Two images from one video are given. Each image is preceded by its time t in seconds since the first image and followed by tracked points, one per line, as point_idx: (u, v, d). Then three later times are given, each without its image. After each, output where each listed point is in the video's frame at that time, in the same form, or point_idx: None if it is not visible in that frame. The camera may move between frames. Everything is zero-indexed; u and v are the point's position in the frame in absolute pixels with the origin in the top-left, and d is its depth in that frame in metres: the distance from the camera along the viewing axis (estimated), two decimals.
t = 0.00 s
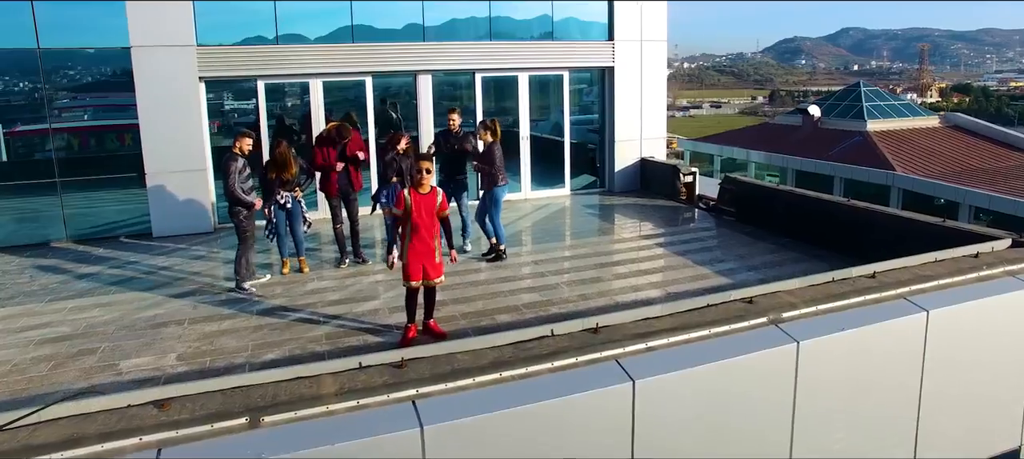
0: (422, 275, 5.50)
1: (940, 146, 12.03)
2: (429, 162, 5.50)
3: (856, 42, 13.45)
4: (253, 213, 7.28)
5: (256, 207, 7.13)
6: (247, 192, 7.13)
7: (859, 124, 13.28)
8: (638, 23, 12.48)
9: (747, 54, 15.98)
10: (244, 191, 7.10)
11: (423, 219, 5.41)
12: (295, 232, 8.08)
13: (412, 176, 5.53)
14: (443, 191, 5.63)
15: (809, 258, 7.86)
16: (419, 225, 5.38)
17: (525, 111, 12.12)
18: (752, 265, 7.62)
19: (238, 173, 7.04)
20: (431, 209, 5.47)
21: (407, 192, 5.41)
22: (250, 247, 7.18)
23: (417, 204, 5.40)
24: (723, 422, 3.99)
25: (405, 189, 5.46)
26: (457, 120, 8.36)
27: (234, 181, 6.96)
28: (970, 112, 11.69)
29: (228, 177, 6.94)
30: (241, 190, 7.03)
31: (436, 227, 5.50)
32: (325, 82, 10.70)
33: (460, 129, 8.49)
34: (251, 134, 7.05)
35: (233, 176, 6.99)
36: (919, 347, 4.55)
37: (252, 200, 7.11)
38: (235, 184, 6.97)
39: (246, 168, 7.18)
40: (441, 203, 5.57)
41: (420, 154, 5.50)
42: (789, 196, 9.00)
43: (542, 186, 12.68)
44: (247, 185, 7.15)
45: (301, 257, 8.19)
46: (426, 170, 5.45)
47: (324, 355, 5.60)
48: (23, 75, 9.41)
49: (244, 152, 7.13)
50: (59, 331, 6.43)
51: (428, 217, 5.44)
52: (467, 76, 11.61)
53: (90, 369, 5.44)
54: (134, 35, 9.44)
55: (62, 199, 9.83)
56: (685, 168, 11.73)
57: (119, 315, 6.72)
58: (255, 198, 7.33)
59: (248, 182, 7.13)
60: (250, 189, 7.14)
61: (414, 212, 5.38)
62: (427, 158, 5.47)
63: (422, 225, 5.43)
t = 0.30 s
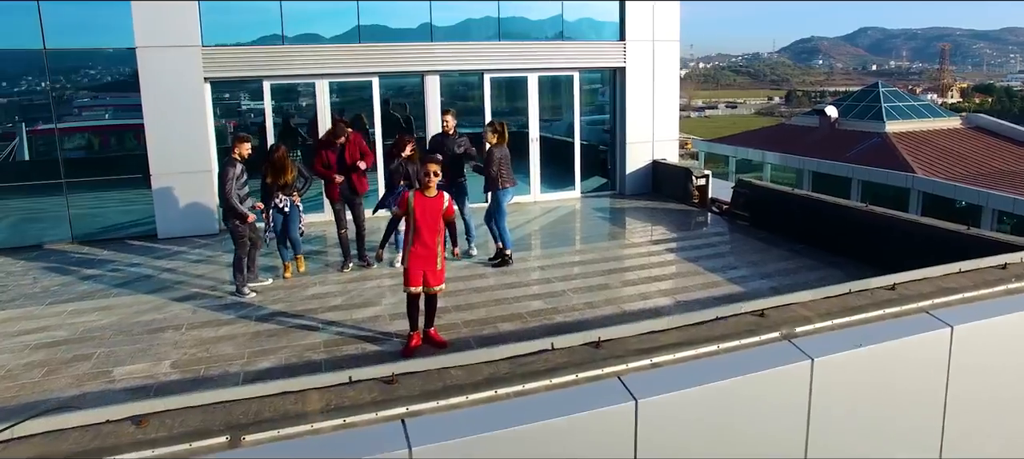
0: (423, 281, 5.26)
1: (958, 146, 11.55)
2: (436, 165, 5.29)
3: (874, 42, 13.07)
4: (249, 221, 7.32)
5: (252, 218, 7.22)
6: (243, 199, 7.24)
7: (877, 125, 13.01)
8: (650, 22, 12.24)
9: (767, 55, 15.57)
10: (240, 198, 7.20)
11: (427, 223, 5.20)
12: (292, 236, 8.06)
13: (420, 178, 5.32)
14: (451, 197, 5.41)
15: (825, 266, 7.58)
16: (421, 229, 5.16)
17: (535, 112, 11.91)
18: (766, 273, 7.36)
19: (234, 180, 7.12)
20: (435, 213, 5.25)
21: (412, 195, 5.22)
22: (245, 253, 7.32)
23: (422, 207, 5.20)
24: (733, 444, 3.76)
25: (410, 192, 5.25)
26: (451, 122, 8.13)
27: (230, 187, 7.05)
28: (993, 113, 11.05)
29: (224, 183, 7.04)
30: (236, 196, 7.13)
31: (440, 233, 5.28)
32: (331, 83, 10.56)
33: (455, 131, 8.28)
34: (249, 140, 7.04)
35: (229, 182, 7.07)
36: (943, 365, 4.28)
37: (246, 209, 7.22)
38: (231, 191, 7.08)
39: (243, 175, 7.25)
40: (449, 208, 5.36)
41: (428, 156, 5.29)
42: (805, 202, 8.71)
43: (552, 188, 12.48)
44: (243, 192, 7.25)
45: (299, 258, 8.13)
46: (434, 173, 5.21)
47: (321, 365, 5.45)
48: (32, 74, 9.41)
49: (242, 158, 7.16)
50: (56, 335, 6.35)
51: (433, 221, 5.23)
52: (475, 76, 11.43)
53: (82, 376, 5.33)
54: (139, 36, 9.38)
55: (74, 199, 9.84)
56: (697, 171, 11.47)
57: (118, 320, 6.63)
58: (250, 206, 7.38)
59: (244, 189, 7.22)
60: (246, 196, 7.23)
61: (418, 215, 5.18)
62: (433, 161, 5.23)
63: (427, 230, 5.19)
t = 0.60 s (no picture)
0: (418, 293, 4.95)
1: (985, 148, 10.96)
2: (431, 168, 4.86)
3: (898, 42, 12.56)
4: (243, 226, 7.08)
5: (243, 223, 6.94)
6: (235, 203, 7.02)
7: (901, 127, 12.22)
8: (665, 21, 11.84)
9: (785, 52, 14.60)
10: (232, 202, 6.98)
11: (421, 231, 4.87)
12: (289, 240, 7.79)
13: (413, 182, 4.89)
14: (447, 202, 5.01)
15: (847, 277, 7.16)
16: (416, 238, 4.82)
17: (545, 112, 11.56)
18: (783, 284, 6.95)
19: (226, 184, 6.89)
20: (430, 221, 4.90)
21: (406, 202, 4.83)
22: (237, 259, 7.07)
23: (416, 214, 4.85)
24: None
25: (404, 197, 4.87)
26: (448, 123, 7.85)
27: (220, 191, 6.83)
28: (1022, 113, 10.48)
29: (214, 186, 6.82)
30: (228, 201, 6.90)
31: (436, 241, 4.93)
32: (335, 83, 10.31)
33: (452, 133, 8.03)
34: (236, 142, 6.88)
35: (221, 186, 6.85)
36: (981, 394, 3.87)
37: (239, 215, 6.96)
38: (222, 195, 6.86)
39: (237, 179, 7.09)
40: (445, 215, 4.97)
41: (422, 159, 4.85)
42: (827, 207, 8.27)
43: (562, 192, 12.14)
44: (236, 196, 7.02)
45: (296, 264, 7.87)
46: (428, 178, 4.78)
47: (309, 380, 5.18)
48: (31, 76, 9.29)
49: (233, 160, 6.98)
50: (42, 343, 6.16)
51: (428, 229, 4.89)
52: (484, 76, 11.12)
53: (61, 388, 5.12)
54: (140, 36, 9.20)
55: (84, 200, 9.73)
56: (713, 175, 11.05)
57: (107, 327, 6.43)
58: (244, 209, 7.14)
59: (237, 193, 6.99)
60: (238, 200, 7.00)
61: (412, 223, 4.84)
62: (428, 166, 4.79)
63: (421, 239, 4.87)
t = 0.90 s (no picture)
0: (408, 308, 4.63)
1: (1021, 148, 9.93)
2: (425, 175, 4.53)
3: (928, 41, 11.49)
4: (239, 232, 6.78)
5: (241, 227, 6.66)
6: (234, 207, 6.68)
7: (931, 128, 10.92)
8: (683, 19, 11.41)
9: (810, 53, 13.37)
10: (229, 207, 6.65)
11: (412, 242, 4.55)
12: (293, 245, 7.40)
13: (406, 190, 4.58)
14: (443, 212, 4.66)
15: (877, 290, 6.67)
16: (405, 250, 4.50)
17: (559, 113, 11.18)
18: (808, 298, 6.49)
19: (222, 189, 6.55)
20: (423, 233, 4.58)
21: (397, 211, 4.53)
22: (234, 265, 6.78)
23: (407, 225, 4.53)
24: None
25: (396, 207, 4.56)
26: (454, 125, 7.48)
27: (217, 196, 6.49)
28: None
29: (211, 191, 6.47)
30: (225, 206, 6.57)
31: (428, 253, 4.59)
32: (341, 82, 10.03)
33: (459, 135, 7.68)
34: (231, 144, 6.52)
35: (217, 190, 6.51)
36: None
37: (237, 219, 6.66)
38: (219, 200, 6.52)
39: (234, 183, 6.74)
40: (439, 225, 4.62)
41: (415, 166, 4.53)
42: (852, 214, 7.78)
43: (576, 195, 11.74)
44: (233, 200, 6.69)
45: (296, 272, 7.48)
46: (421, 186, 4.46)
47: (295, 399, 4.88)
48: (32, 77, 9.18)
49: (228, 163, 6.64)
50: (29, 351, 5.95)
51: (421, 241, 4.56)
52: (495, 76, 10.79)
53: (38, 403, 4.88)
54: (142, 35, 9.02)
55: (98, 199, 9.60)
56: (733, 178, 10.56)
57: (96, 335, 6.21)
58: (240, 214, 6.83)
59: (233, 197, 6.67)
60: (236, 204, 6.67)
61: (403, 234, 4.53)
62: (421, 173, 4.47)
63: (413, 252, 4.56)
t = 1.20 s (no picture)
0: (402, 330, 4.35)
1: None
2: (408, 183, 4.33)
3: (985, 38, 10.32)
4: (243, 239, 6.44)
5: (241, 238, 6.28)
6: (238, 212, 6.41)
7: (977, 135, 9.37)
8: (719, 16, 10.80)
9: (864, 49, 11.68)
10: (233, 212, 6.36)
11: (401, 258, 4.31)
12: (306, 255, 6.94)
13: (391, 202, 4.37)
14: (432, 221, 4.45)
15: (931, 314, 6.00)
16: (394, 266, 4.26)
17: (585, 115, 10.70)
18: (852, 321, 5.87)
19: (227, 192, 6.25)
20: (412, 246, 4.34)
21: (382, 223, 4.32)
22: (245, 271, 6.50)
23: (393, 238, 4.31)
24: None
25: (382, 220, 4.37)
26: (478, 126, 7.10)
27: (222, 200, 6.20)
28: None
29: (214, 195, 6.19)
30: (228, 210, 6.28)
31: (419, 268, 4.36)
32: (360, 82, 9.75)
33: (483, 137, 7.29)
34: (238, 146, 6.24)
35: (221, 194, 6.21)
36: None
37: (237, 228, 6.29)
38: (223, 204, 6.23)
39: (241, 187, 6.46)
40: (428, 236, 4.40)
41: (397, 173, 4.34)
42: (899, 226, 7.14)
43: (604, 200, 11.22)
44: (238, 204, 6.40)
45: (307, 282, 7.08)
46: (403, 195, 4.24)
47: (284, 423, 4.54)
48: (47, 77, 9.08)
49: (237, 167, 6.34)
50: (25, 359, 5.77)
51: (410, 255, 4.33)
52: (519, 76, 10.38)
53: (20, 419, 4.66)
54: (157, 34, 8.87)
55: (122, 199, 9.45)
56: (772, 185, 9.89)
57: (94, 343, 6.02)
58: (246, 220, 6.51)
59: (238, 201, 6.37)
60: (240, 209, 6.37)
61: (389, 248, 4.31)
62: (402, 180, 4.27)
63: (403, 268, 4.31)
